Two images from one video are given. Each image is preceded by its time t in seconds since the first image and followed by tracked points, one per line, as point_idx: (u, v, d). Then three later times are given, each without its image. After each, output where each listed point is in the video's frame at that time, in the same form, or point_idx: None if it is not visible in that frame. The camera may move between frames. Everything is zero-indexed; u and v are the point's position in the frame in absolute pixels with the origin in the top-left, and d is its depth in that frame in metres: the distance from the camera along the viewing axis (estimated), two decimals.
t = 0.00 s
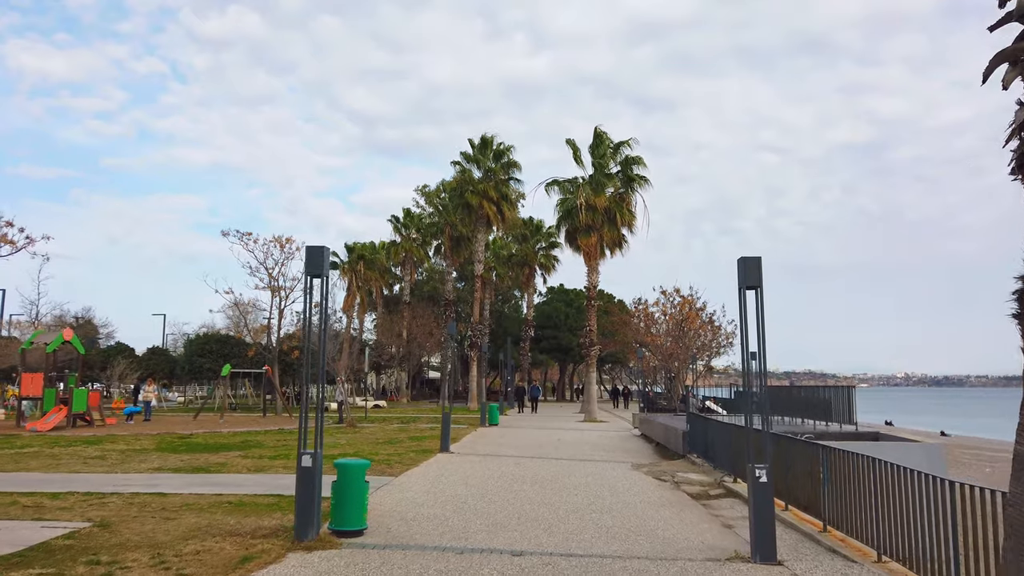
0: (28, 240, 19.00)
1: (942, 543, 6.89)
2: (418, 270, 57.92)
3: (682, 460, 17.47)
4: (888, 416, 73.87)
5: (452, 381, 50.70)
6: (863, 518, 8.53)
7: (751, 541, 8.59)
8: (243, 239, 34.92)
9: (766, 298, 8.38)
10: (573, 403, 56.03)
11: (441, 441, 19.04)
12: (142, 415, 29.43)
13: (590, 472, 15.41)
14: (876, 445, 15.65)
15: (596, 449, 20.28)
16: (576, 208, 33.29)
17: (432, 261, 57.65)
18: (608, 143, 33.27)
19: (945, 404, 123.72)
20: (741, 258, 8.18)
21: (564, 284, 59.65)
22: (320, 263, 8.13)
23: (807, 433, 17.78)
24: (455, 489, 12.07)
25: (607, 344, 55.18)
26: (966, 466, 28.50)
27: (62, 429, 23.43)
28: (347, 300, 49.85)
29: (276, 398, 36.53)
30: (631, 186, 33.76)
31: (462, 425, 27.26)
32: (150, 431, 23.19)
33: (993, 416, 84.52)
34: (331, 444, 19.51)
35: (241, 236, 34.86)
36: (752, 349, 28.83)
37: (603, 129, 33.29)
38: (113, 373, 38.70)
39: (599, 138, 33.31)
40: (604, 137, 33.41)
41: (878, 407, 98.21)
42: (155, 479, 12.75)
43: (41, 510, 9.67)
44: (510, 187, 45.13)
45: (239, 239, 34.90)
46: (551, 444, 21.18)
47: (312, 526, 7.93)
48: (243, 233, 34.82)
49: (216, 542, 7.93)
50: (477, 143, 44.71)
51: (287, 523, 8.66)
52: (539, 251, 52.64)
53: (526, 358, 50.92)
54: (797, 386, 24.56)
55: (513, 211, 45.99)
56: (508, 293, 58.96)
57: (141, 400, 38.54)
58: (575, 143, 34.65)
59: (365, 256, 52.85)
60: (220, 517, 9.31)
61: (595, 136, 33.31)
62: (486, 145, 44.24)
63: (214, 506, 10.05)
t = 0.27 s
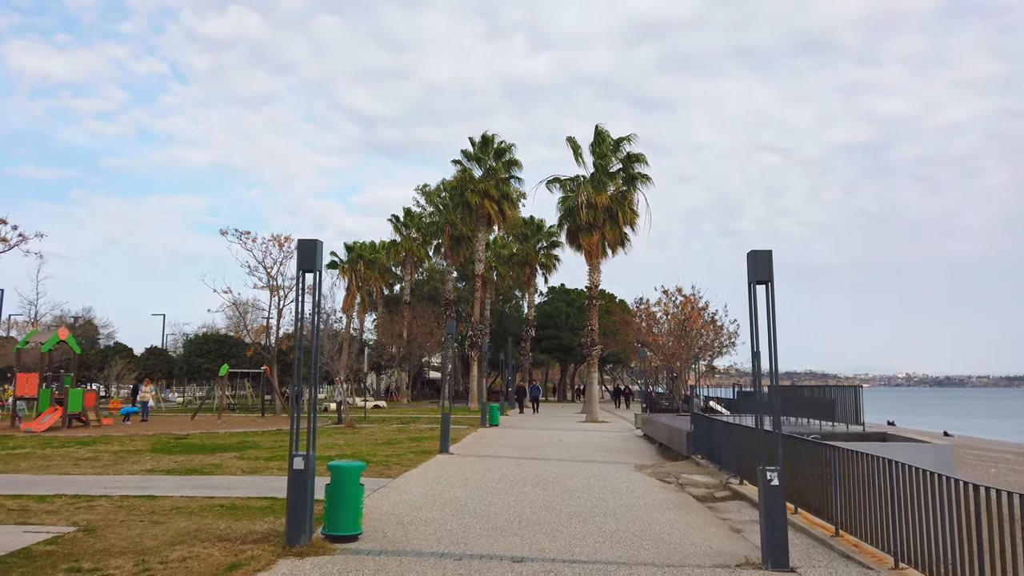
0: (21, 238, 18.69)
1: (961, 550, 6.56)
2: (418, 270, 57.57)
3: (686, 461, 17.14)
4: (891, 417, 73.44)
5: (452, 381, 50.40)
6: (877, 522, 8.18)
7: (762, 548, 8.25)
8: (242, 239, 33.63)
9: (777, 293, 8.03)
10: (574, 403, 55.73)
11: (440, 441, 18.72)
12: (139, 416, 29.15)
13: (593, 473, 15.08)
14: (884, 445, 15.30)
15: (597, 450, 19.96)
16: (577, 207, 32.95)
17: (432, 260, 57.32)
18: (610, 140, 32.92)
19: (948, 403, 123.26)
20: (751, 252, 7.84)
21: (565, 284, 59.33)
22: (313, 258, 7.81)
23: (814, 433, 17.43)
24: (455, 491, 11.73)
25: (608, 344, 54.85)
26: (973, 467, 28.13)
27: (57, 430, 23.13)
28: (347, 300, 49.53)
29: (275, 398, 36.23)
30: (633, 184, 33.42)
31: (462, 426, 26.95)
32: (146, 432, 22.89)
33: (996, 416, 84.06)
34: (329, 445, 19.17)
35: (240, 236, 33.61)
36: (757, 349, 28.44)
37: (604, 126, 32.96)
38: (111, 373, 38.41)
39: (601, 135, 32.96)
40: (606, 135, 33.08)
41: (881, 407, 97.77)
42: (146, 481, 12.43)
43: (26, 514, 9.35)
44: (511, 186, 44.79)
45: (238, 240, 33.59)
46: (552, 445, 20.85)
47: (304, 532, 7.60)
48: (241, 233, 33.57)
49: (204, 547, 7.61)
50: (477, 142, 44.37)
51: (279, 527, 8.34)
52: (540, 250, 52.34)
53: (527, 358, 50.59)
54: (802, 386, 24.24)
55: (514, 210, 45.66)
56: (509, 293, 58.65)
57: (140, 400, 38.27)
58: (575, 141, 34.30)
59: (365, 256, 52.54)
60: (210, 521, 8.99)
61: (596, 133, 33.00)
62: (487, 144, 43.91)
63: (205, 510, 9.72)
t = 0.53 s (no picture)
0: (13, 235, 18.39)
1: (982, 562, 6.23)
2: (418, 270, 57.32)
3: (689, 463, 16.85)
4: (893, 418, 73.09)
5: (453, 381, 50.13)
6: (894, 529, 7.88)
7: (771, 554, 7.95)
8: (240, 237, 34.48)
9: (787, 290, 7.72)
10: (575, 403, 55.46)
11: (440, 442, 18.42)
12: (137, 417, 28.90)
13: (595, 474, 14.79)
14: (892, 447, 15.00)
15: (599, 450, 19.68)
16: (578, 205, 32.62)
17: (432, 259, 57.05)
18: (611, 137, 32.63)
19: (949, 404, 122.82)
20: (761, 246, 7.52)
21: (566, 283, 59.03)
22: (303, 253, 7.51)
23: (819, 434, 17.13)
24: (454, 494, 11.42)
25: (609, 344, 54.58)
26: (979, 468, 27.83)
27: (52, 430, 22.85)
28: (347, 299, 49.25)
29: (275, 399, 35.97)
30: (634, 182, 33.11)
31: (462, 426, 26.67)
32: (142, 432, 22.62)
33: (995, 417, 83.93)
34: (327, 446, 18.89)
35: (236, 234, 34.40)
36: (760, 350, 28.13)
37: (605, 123, 32.67)
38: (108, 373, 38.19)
39: (601, 132, 32.67)
40: (607, 132, 32.79)
41: (881, 408, 97.34)
42: (137, 483, 12.13)
43: (10, 518, 9.06)
44: (511, 184, 44.49)
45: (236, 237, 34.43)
46: (553, 445, 20.58)
47: (295, 537, 7.31)
48: (239, 231, 34.39)
49: (191, 554, 7.29)
50: (478, 140, 44.08)
51: (271, 532, 8.05)
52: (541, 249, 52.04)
53: (528, 358, 50.27)
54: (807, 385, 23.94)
55: (514, 209, 45.35)
56: (509, 293, 58.37)
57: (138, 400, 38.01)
58: (576, 138, 34.01)
59: (365, 255, 52.27)
60: (199, 525, 8.67)
61: (597, 131, 32.71)
62: (487, 142, 43.61)
63: (195, 513, 9.41)
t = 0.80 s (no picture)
0: (4, 232, 18.08)
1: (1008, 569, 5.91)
2: (418, 269, 56.99)
3: (692, 464, 16.52)
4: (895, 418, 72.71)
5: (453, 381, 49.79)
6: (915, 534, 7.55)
7: (781, 560, 7.63)
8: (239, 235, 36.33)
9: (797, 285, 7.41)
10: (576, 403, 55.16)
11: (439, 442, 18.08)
12: (133, 417, 28.57)
13: (597, 476, 14.46)
14: (900, 448, 14.68)
15: (600, 450, 19.34)
16: (579, 203, 32.29)
17: (432, 259, 56.71)
18: (612, 135, 32.31)
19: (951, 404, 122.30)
20: (770, 239, 7.21)
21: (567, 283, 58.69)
22: (292, 247, 7.19)
23: (824, 435, 16.80)
24: (451, 496, 11.09)
25: (610, 343, 54.24)
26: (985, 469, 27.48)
27: (46, 431, 22.54)
28: (346, 298, 48.92)
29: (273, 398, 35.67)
30: (636, 180, 32.78)
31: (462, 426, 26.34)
32: (137, 432, 22.33)
33: (997, 417, 83.54)
34: (323, 447, 18.56)
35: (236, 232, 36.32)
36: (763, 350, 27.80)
37: (606, 120, 32.35)
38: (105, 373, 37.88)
39: (602, 129, 32.36)
40: (608, 129, 32.47)
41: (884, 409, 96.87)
42: (125, 485, 11.79)
43: None
44: (512, 183, 44.16)
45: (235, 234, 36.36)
46: (554, 446, 20.24)
47: (282, 543, 6.99)
48: (238, 229, 36.36)
49: (174, 560, 6.96)
50: (478, 138, 43.77)
51: (259, 536, 7.73)
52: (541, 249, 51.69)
53: (529, 358, 49.92)
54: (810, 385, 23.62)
55: (515, 207, 45.01)
56: (510, 292, 58.06)
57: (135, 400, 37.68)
58: (578, 136, 33.69)
59: (364, 254, 51.95)
60: (186, 529, 8.34)
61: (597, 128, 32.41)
62: (487, 140, 43.30)
63: (183, 517, 9.08)
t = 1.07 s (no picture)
0: None
1: None
2: (419, 267, 56.73)
3: (696, 463, 16.24)
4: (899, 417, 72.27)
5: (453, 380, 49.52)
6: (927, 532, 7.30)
7: (793, 565, 7.33)
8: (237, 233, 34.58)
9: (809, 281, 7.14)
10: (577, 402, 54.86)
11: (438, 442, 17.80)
12: (130, 416, 28.31)
13: (599, 476, 14.18)
14: (909, 446, 14.38)
15: (602, 450, 19.07)
16: (581, 200, 31.98)
17: (432, 257, 56.43)
18: (614, 131, 31.99)
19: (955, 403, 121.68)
20: (782, 231, 6.92)
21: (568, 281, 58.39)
22: (283, 239, 6.90)
23: (831, 434, 16.51)
24: (451, 498, 10.80)
25: (611, 342, 53.94)
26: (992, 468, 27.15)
27: (41, 430, 22.28)
28: (345, 296, 48.64)
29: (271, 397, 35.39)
30: (637, 177, 32.46)
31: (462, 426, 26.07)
32: (133, 432, 22.06)
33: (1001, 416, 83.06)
34: (321, 447, 18.29)
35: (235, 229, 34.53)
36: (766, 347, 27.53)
37: (608, 116, 32.04)
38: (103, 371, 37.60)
39: (604, 125, 32.05)
40: (610, 125, 32.16)
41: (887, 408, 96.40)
42: (116, 487, 11.52)
43: None
44: (512, 180, 43.86)
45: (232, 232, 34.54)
46: (555, 445, 19.96)
47: (272, 546, 6.71)
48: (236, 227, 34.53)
49: (160, 566, 6.68)
50: (478, 135, 43.47)
51: (249, 541, 7.45)
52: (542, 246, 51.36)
53: (529, 357, 49.63)
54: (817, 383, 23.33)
55: (515, 205, 44.70)
56: (510, 291, 57.71)
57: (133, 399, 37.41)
58: (579, 132, 33.38)
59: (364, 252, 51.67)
60: (174, 533, 8.07)
61: (599, 124, 32.07)
62: (487, 137, 42.99)
63: (174, 520, 8.80)
